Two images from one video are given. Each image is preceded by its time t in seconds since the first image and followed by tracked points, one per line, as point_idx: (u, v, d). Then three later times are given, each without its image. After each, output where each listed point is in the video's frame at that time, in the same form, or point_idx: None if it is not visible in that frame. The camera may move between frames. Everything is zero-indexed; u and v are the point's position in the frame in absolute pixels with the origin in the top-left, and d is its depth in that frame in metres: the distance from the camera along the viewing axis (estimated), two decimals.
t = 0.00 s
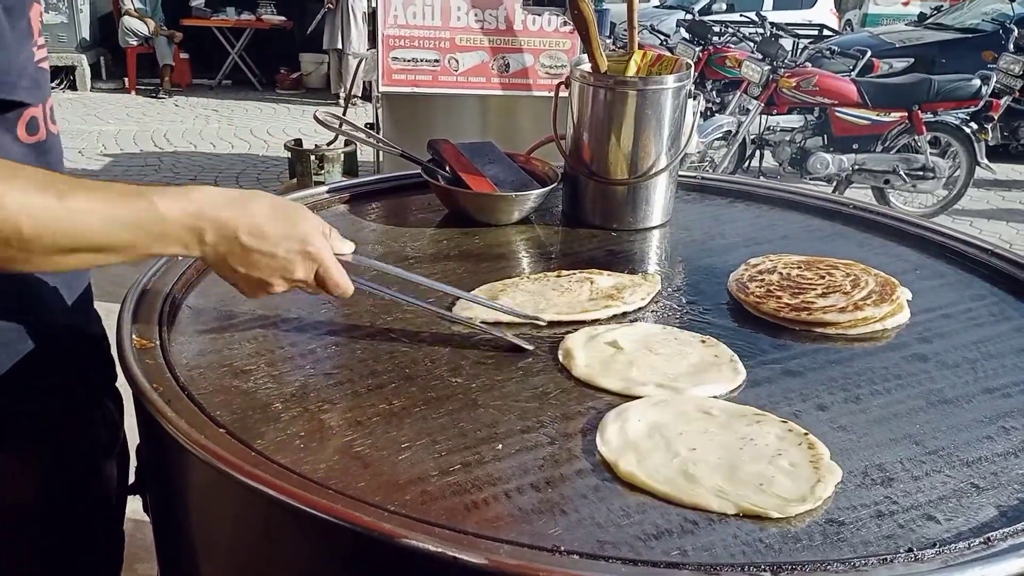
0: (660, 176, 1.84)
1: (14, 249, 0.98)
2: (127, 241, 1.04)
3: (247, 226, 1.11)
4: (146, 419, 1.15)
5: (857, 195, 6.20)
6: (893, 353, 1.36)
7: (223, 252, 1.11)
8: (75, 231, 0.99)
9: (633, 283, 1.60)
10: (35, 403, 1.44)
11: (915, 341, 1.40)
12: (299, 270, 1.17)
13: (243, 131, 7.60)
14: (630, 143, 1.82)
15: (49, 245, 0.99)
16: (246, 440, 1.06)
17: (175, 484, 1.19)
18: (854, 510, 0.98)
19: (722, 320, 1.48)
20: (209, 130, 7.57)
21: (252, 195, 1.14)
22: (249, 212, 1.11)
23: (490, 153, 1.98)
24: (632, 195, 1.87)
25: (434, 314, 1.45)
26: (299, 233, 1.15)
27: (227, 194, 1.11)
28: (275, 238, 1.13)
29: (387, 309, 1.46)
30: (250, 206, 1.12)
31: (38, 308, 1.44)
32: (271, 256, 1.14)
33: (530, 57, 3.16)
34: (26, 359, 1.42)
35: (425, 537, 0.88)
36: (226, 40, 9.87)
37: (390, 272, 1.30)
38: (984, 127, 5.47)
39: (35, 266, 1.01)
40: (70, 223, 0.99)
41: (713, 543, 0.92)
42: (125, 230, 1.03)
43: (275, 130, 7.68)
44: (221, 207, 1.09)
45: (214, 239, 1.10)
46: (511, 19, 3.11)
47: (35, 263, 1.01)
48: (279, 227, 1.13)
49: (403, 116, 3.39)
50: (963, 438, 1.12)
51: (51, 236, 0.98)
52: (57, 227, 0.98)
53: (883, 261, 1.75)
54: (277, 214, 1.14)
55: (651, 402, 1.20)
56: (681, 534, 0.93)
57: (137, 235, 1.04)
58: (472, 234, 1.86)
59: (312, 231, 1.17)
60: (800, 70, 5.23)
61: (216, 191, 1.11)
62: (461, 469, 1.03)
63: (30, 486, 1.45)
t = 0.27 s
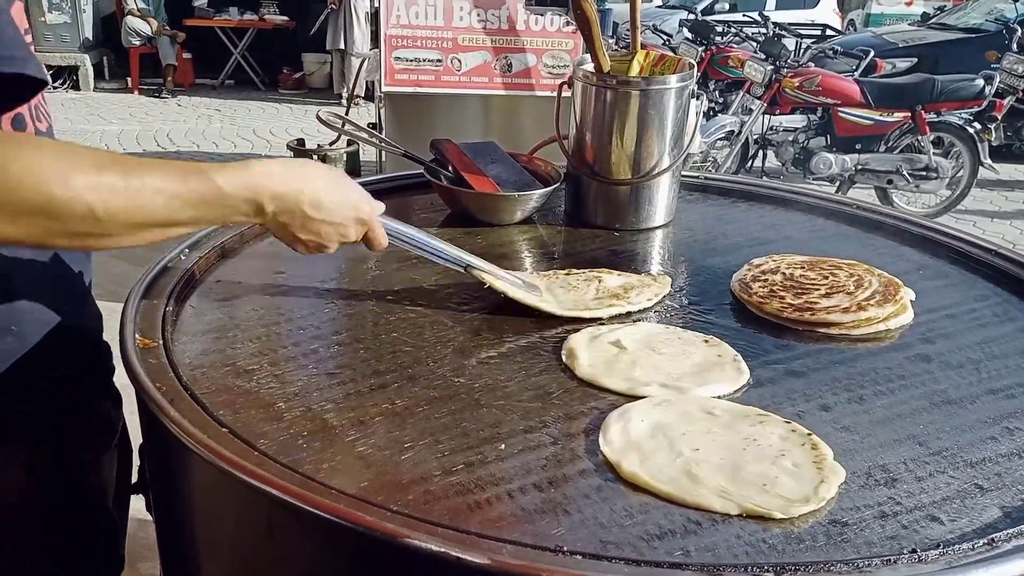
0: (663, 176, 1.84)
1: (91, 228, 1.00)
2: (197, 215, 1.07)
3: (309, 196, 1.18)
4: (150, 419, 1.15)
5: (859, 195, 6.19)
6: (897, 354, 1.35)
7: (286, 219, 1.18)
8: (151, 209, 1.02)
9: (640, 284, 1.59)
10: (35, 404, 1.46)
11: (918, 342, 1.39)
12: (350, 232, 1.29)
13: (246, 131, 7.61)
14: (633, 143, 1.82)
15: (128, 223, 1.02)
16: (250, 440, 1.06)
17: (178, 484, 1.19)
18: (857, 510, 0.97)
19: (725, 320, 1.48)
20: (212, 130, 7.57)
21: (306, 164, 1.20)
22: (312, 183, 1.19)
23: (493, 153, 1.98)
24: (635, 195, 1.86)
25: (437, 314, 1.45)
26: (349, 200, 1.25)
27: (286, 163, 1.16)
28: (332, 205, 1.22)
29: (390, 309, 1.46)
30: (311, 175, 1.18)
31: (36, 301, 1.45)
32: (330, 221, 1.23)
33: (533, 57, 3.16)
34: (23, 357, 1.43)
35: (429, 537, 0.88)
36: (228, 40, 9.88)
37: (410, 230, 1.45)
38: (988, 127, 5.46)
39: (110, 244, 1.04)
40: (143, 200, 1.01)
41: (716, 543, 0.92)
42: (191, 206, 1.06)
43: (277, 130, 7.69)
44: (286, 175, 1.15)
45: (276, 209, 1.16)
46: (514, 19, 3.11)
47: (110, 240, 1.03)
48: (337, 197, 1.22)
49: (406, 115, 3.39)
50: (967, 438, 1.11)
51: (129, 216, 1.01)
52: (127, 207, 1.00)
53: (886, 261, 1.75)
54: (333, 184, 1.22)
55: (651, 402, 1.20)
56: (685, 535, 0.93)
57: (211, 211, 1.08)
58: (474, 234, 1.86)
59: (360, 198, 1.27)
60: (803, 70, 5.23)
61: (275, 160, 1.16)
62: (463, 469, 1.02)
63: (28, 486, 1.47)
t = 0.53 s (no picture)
0: (663, 173, 1.84)
1: (157, 137, 1.12)
2: (257, 113, 1.17)
3: (363, 74, 1.26)
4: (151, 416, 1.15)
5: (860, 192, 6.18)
6: (898, 350, 1.35)
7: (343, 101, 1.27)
8: (207, 112, 1.12)
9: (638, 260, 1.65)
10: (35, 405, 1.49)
11: (920, 338, 1.39)
12: (404, 112, 1.38)
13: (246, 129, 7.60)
14: (634, 140, 1.82)
15: (189, 128, 1.12)
16: (251, 436, 1.06)
17: (178, 481, 1.20)
18: (858, 505, 0.97)
19: (726, 317, 1.48)
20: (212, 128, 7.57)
21: (357, 42, 1.27)
22: (365, 63, 1.27)
23: (493, 151, 1.98)
24: (635, 192, 1.86)
25: (438, 310, 1.45)
26: (404, 80, 1.34)
27: (338, 45, 1.24)
28: (385, 86, 1.31)
29: (390, 306, 1.46)
30: (361, 60, 1.26)
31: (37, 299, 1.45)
32: (382, 103, 1.33)
33: (533, 54, 3.16)
34: (21, 357, 1.44)
35: (430, 532, 0.88)
36: (228, 38, 9.86)
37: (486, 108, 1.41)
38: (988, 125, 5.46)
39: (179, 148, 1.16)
40: (196, 106, 1.11)
41: (718, 538, 0.92)
42: (249, 103, 1.15)
43: (277, 128, 7.68)
44: (340, 60, 1.24)
45: (333, 94, 1.25)
46: (514, 16, 3.11)
47: (177, 148, 1.15)
48: (390, 76, 1.31)
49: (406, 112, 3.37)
50: (968, 434, 1.11)
51: (188, 121, 1.11)
52: (186, 114, 1.11)
53: (887, 258, 1.75)
54: (382, 61, 1.30)
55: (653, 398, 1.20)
56: (686, 530, 0.93)
57: (267, 106, 1.17)
58: (475, 231, 1.86)
59: (411, 78, 1.35)
60: (804, 67, 5.24)
61: (328, 43, 1.24)
62: (464, 465, 1.03)
63: (26, 486, 1.52)
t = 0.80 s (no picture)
0: (666, 172, 1.84)
1: None
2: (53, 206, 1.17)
3: (175, 200, 1.25)
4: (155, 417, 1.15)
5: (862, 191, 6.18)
6: (901, 349, 1.35)
7: (150, 222, 1.26)
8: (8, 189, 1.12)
9: (578, 275, 1.60)
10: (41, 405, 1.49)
11: (923, 337, 1.39)
12: (223, 236, 1.33)
13: (248, 129, 7.61)
14: (637, 138, 1.82)
15: None
16: (255, 436, 1.06)
17: (181, 481, 1.19)
18: (862, 505, 0.97)
19: (729, 316, 1.48)
20: (213, 128, 7.58)
21: (181, 171, 1.28)
22: (180, 190, 1.26)
23: (495, 150, 1.98)
24: (638, 191, 1.86)
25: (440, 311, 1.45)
26: (223, 204, 1.31)
27: (157, 169, 1.25)
28: (200, 209, 1.28)
29: (392, 306, 1.46)
30: (178, 180, 1.26)
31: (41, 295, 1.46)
32: (197, 227, 1.29)
33: (534, 53, 3.14)
34: (25, 355, 1.44)
35: (433, 532, 0.88)
36: (229, 38, 9.88)
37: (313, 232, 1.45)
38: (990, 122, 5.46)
39: None
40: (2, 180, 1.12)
41: (722, 538, 0.92)
42: (52, 193, 1.15)
43: (279, 128, 7.69)
44: (153, 181, 1.24)
45: (142, 212, 1.24)
46: (516, 15, 3.09)
47: None
48: (204, 203, 1.28)
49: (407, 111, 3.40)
50: (972, 433, 1.11)
51: None
52: None
53: (889, 257, 1.75)
54: (206, 189, 1.29)
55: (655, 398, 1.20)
56: (689, 530, 0.93)
57: (71, 200, 1.17)
58: (477, 231, 1.86)
59: (229, 201, 1.31)
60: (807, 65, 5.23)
61: (147, 165, 1.25)
62: (468, 465, 1.03)
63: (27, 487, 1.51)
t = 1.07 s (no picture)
0: (668, 174, 1.85)
1: (85, 214, 1.05)
2: (185, 215, 1.12)
3: (290, 211, 1.23)
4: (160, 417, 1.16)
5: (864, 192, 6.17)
6: (902, 350, 1.36)
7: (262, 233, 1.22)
8: (141, 199, 1.08)
9: (599, 274, 1.61)
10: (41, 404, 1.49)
11: (924, 338, 1.40)
12: (326, 252, 1.30)
13: (250, 130, 7.62)
14: (638, 141, 1.82)
15: (118, 214, 1.07)
16: (260, 437, 1.07)
17: (186, 482, 1.20)
18: (862, 505, 0.98)
19: (730, 318, 1.48)
20: (216, 130, 7.59)
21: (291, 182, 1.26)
22: (294, 201, 1.24)
23: (498, 152, 1.99)
24: (639, 193, 1.87)
25: (443, 312, 1.46)
26: (325, 219, 1.29)
27: (271, 179, 1.23)
28: (312, 220, 1.26)
29: (395, 307, 1.47)
30: (292, 191, 1.24)
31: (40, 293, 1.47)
32: (306, 242, 1.26)
33: (537, 55, 3.12)
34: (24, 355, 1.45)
35: (436, 532, 0.88)
36: (232, 40, 9.90)
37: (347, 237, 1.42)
38: (993, 124, 5.46)
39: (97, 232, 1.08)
40: (134, 190, 1.07)
41: (723, 538, 0.92)
42: (181, 202, 1.11)
43: (282, 129, 7.70)
44: (270, 190, 1.21)
45: (260, 222, 1.21)
46: (518, 17, 3.09)
47: (108, 231, 1.08)
48: (316, 214, 1.26)
49: (410, 115, 3.41)
50: (973, 434, 1.12)
51: (116, 202, 1.06)
52: (121, 194, 1.06)
53: (891, 258, 1.75)
54: (316, 200, 1.27)
55: (657, 400, 1.20)
56: (691, 530, 0.94)
57: (197, 210, 1.13)
58: (480, 232, 1.87)
59: (338, 210, 1.31)
60: (807, 68, 5.22)
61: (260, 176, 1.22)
62: (471, 466, 1.03)
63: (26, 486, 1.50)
